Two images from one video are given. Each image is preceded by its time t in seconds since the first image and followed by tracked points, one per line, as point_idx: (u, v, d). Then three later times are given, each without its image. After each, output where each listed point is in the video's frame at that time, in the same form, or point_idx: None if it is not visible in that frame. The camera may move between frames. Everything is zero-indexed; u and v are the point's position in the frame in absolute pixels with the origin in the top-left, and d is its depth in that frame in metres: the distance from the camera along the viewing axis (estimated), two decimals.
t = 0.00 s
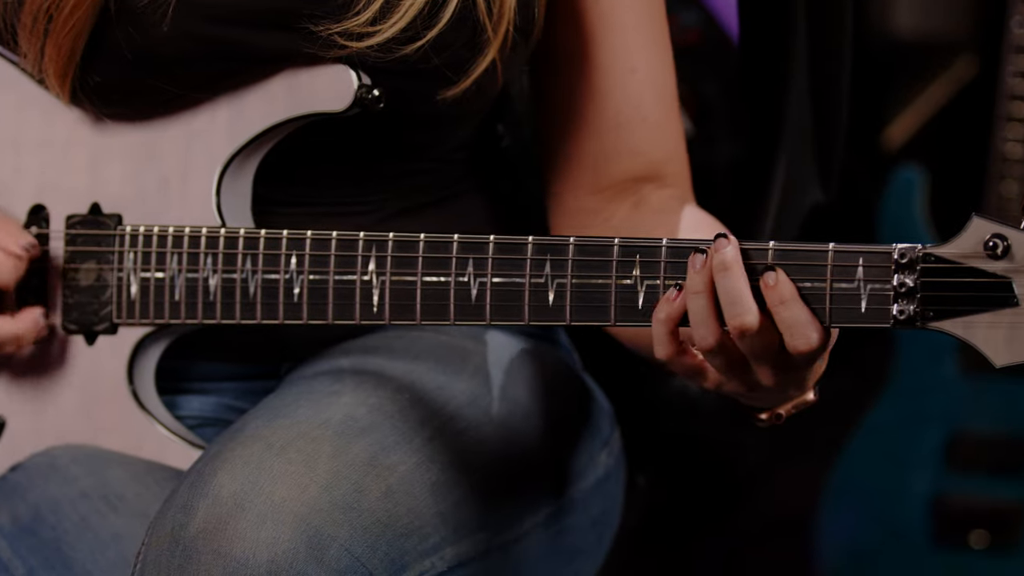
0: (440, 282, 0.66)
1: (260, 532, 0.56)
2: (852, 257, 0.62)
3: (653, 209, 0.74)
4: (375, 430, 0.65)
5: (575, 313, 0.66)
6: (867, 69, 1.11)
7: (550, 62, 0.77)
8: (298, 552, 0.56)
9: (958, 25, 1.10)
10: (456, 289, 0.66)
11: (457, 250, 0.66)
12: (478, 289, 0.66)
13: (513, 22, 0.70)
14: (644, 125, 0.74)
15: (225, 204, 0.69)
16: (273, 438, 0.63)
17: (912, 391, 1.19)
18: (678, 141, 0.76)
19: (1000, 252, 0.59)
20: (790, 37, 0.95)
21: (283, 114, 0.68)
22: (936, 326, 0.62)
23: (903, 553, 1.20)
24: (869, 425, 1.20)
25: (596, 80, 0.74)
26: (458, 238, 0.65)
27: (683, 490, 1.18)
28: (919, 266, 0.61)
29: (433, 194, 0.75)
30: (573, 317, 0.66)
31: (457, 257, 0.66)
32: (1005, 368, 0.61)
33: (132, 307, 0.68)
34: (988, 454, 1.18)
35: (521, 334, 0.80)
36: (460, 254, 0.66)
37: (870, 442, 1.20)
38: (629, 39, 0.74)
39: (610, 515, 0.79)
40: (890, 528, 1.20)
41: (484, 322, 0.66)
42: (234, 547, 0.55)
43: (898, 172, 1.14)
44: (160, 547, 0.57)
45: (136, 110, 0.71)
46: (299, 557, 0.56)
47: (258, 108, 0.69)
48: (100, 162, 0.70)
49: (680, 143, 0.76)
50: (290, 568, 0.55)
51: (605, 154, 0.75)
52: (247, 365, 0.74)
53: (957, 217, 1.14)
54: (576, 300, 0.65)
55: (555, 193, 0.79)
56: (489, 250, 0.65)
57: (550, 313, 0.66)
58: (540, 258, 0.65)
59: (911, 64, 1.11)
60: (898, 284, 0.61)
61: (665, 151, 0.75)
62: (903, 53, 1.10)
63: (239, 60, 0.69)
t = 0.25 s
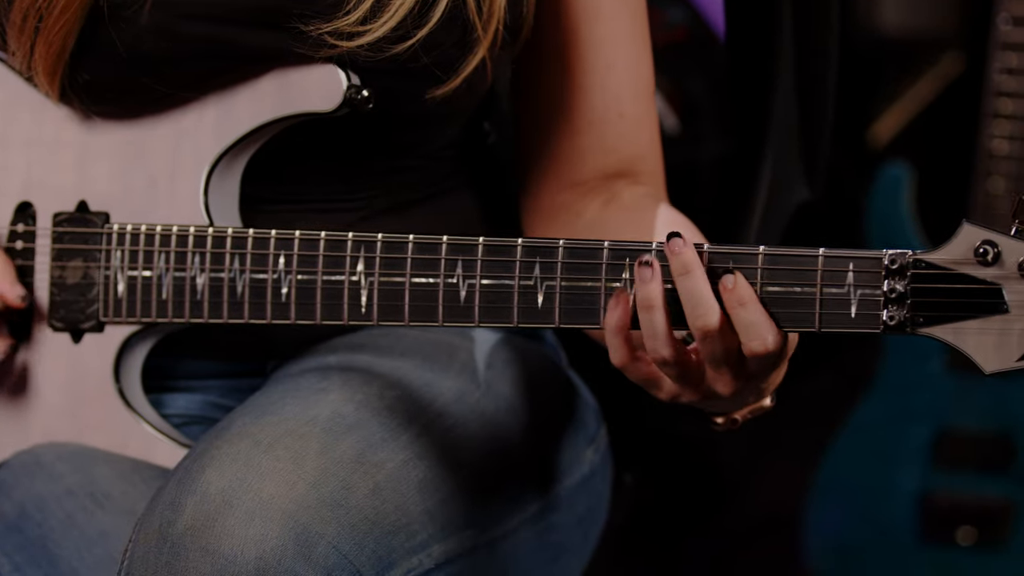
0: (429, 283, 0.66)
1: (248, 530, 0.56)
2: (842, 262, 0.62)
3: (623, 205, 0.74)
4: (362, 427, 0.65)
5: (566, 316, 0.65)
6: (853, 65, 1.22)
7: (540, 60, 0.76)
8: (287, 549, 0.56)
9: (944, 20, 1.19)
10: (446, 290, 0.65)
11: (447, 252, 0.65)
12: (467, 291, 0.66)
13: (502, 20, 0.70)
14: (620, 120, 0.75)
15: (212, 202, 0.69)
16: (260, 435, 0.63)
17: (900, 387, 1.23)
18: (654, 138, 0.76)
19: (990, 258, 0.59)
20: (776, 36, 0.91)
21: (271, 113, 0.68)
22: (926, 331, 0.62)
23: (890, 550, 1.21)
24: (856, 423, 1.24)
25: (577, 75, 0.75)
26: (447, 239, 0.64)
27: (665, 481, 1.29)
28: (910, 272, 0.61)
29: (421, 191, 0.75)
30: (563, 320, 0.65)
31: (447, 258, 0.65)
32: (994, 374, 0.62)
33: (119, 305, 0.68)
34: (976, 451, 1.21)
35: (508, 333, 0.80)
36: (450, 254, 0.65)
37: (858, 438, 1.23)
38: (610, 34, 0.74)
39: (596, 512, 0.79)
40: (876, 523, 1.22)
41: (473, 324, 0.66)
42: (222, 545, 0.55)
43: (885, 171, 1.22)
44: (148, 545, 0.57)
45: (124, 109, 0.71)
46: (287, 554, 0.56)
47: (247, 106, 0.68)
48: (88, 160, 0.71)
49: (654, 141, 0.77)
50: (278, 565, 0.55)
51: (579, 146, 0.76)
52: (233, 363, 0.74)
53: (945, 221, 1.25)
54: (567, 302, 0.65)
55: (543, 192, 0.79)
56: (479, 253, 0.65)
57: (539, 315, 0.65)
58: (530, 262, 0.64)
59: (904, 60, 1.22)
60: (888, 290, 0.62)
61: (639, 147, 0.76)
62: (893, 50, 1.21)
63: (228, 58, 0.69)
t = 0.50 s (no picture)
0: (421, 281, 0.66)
1: (239, 526, 0.56)
2: (832, 258, 0.62)
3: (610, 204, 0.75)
4: (352, 425, 0.65)
5: (555, 312, 0.66)
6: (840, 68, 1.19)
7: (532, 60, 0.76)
8: (278, 546, 0.56)
9: (936, 19, 1.18)
10: (436, 287, 0.66)
11: (437, 249, 0.65)
12: (457, 287, 0.66)
13: (494, 23, 0.71)
14: (608, 120, 0.75)
15: (202, 198, 0.69)
16: (250, 433, 0.63)
17: (888, 384, 1.25)
18: (641, 136, 0.77)
19: (981, 254, 0.60)
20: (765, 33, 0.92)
21: (263, 111, 0.68)
22: (915, 327, 0.62)
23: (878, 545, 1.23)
24: (846, 420, 1.25)
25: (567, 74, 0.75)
26: (437, 236, 0.64)
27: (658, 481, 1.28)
28: (900, 268, 0.61)
29: (410, 190, 0.75)
30: (552, 316, 0.66)
31: (437, 255, 0.65)
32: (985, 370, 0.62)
33: (110, 302, 0.68)
34: (966, 447, 1.22)
35: (496, 330, 0.80)
36: (441, 252, 0.65)
37: (848, 435, 1.25)
38: (599, 33, 0.74)
39: (585, 509, 0.79)
40: (865, 518, 1.24)
41: (463, 321, 0.66)
42: (213, 542, 0.55)
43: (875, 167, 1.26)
44: (138, 543, 0.56)
45: (116, 108, 0.71)
46: (278, 551, 0.55)
47: (238, 105, 0.69)
48: (79, 158, 0.70)
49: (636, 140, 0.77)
50: (269, 562, 0.55)
51: (571, 145, 0.76)
52: (224, 361, 0.75)
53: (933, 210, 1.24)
54: (556, 299, 0.65)
55: (534, 191, 0.79)
56: (469, 247, 0.65)
57: (529, 312, 0.66)
58: (520, 258, 0.65)
59: (886, 58, 1.19)
60: (878, 285, 0.62)
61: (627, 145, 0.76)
62: (877, 48, 1.18)
63: (218, 57, 0.69)
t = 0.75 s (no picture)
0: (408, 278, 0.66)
1: (229, 527, 0.56)
2: (819, 255, 0.62)
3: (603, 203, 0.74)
4: (342, 425, 0.65)
5: (543, 311, 0.65)
6: (829, 64, 1.27)
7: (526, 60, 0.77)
8: (267, 546, 0.56)
9: (926, 17, 1.24)
10: (424, 285, 0.66)
11: (425, 247, 0.66)
12: (445, 286, 0.66)
13: (484, 21, 0.71)
14: (601, 118, 0.75)
15: (191, 197, 0.69)
16: (240, 433, 0.63)
17: (877, 381, 1.25)
18: (636, 135, 0.77)
19: (967, 250, 0.60)
20: (755, 33, 0.92)
21: (250, 110, 0.68)
22: (902, 325, 0.62)
23: (867, 544, 1.23)
24: (834, 417, 1.25)
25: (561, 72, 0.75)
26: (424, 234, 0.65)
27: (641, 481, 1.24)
28: (887, 265, 0.61)
29: (399, 189, 0.75)
30: (540, 314, 0.66)
31: (425, 253, 0.65)
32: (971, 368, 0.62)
33: (98, 301, 0.68)
34: (953, 445, 1.23)
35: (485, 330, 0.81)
36: (428, 249, 0.66)
37: (839, 430, 1.25)
38: (591, 32, 0.75)
39: (575, 509, 0.79)
40: (854, 517, 1.23)
41: (451, 319, 0.66)
42: (203, 542, 0.55)
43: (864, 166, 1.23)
44: (128, 542, 0.56)
45: (105, 106, 0.70)
46: (268, 551, 0.56)
47: (227, 102, 0.68)
48: (67, 155, 0.70)
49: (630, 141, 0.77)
50: (259, 563, 0.55)
51: (564, 142, 0.76)
52: (212, 360, 0.74)
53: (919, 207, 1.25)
54: (544, 297, 0.65)
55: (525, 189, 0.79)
56: (457, 245, 0.65)
57: (517, 310, 0.66)
58: (507, 255, 0.65)
59: (879, 58, 1.25)
60: (865, 282, 0.62)
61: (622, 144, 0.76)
62: (869, 47, 1.26)
63: (206, 56, 0.69)
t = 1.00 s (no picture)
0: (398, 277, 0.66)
1: (219, 526, 0.56)
2: (810, 253, 0.62)
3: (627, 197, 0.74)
4: (333, 423, 0.65)
5: (534, 310, 0.65)
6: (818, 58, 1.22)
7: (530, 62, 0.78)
8: (258, 545, 0.56)
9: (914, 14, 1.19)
10: (414, 283, 0.66)
11: (415, 244, 0.66)
12: (436, 283, 0.66)
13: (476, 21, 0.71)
14: (613, 111, 0.75)
15: (182, 195, 0.68)
16: (231, 431, 0.63)
17: (867, 380, 1.26)
18: (652, 128, 0.77)
19: (958, 247, 0.60)
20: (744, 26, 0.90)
21: (241, 109, 0.68)
22: (894, 322, 0.62)
23: (858, 541, 1.25)
24: (825, 416, 1.26)
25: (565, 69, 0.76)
26: (415, 232, 0.64)
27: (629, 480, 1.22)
28: (878, 262, 0.61)
29: (387, 186, 0.75)
30: (531, 313, 0.65)
31: (415, 251, 0.66)
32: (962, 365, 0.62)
33: (88, 301, 0.68)
34: (945, 444, 1.25)
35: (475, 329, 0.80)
36: (418, 248, 0.66)
37: (831, 429, 1.26)
38: (597, 29, 0.75)
39: (565, 508, 0.79)
40: (844, 515, 1.25)
41: (442, 318, 0.66)
42: (193, 542, 0.55)
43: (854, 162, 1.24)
44: (119, 541, 0.56)
45: (96, 106, 0.71)
46: (259, 550, 0.56)
47: (217, 100, 0.68)
48: (57, 155, 0.70)
49: (648, 132, 0.77)
50: (249, 561, 0.55)
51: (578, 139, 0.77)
52: (202, 359, 0.75)
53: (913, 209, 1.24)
54: (535, 296, 0.65)
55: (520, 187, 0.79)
56: (447, 244, 0.65)
57: (508, 309, 0.66)
58: (498, 253, 0.65)
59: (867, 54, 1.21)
60: (856, 280, 0.62)
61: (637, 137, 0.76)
62: (858, 44, 1.21)
63: (196, 55, 0.68)
